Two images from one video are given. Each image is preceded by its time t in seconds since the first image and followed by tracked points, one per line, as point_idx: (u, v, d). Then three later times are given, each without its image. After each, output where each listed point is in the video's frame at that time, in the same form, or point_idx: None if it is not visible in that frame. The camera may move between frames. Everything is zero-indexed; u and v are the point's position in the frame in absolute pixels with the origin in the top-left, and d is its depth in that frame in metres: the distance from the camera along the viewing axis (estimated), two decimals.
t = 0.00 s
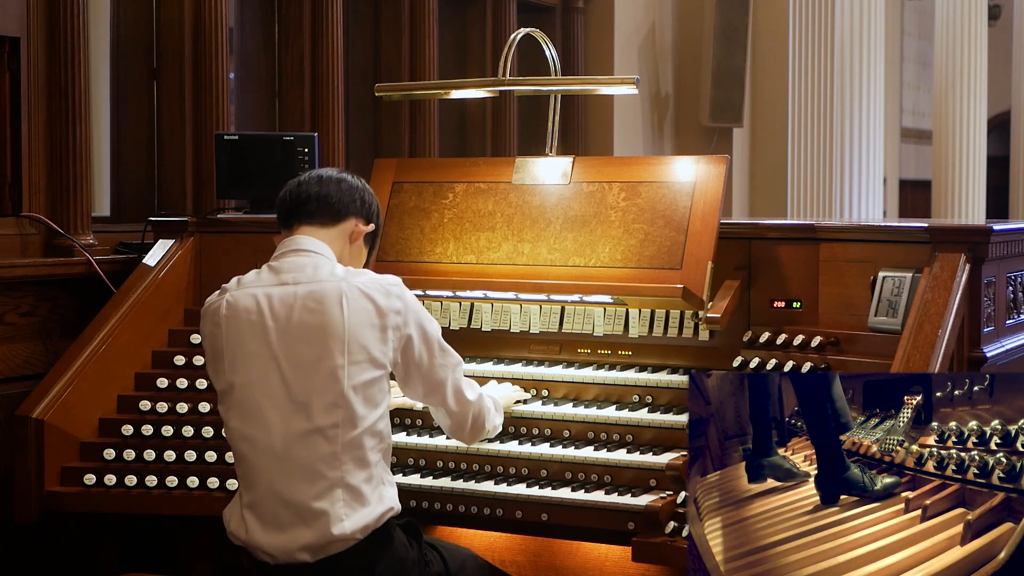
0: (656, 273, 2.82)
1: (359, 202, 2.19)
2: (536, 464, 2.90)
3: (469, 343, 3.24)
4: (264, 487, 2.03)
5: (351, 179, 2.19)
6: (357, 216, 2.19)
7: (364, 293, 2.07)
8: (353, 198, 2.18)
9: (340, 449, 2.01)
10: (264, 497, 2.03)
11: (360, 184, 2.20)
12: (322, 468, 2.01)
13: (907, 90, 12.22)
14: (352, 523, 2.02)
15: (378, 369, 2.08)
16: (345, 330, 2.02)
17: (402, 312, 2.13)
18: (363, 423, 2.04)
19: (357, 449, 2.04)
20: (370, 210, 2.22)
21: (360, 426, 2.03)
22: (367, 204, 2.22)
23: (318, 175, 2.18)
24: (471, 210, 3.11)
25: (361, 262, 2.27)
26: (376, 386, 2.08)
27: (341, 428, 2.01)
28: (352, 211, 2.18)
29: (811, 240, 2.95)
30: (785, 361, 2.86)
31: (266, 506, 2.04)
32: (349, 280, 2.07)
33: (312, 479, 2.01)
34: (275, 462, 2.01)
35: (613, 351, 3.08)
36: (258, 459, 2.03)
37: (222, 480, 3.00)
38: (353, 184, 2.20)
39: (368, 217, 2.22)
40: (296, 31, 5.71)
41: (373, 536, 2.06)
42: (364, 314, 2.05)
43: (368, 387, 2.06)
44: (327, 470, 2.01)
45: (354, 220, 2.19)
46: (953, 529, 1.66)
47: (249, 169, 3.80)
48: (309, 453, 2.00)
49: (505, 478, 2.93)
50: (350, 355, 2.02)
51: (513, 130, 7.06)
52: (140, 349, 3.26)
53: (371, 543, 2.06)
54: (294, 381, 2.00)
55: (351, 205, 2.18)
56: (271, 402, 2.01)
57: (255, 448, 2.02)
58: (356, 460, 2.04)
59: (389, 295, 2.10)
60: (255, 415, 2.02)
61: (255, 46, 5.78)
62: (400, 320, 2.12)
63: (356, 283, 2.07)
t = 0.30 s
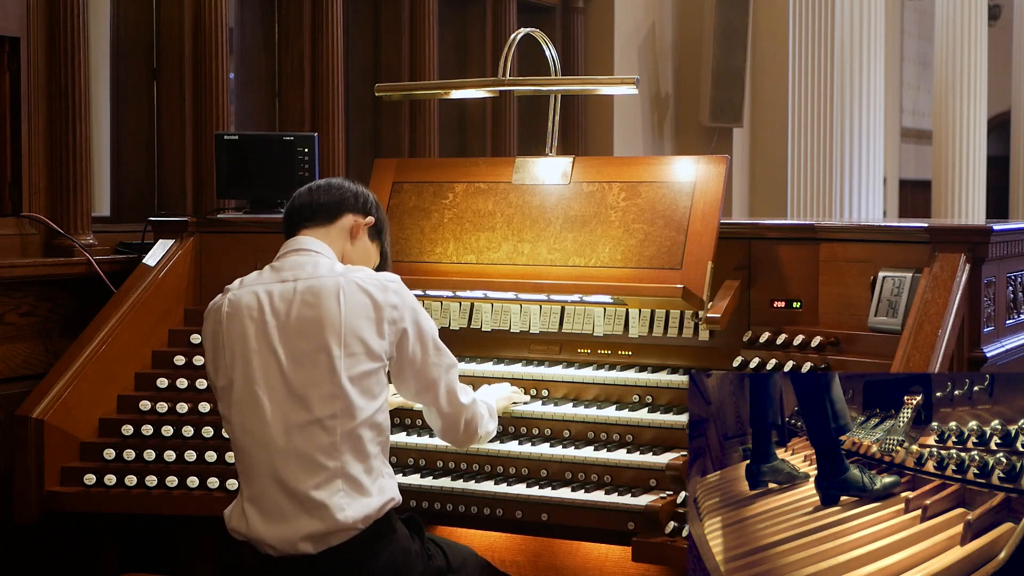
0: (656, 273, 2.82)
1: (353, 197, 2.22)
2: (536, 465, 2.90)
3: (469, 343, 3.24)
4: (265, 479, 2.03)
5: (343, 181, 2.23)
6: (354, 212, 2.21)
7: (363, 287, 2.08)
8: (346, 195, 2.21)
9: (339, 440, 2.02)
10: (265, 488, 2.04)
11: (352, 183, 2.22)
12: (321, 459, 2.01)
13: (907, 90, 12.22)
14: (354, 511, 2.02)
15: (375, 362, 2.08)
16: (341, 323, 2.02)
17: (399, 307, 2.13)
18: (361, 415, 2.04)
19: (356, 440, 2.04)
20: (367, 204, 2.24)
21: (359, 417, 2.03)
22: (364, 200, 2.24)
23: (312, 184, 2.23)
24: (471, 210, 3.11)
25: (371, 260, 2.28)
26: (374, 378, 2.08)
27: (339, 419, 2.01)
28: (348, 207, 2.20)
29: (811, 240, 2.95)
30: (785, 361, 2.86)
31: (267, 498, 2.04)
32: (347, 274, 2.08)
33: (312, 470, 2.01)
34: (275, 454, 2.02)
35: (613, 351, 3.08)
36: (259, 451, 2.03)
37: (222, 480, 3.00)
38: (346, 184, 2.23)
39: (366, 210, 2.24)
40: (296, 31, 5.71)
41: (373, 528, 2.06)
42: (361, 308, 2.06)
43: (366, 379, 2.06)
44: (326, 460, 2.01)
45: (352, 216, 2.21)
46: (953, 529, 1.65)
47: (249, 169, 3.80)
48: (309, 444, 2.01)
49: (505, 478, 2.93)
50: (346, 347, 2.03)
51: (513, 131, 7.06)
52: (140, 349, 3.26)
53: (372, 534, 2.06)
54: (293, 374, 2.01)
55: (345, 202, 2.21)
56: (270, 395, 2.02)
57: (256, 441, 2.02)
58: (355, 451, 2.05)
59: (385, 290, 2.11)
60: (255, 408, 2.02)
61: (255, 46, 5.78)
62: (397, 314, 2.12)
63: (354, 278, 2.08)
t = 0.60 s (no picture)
0: (656, 273, 2.82)
1: (364, 215, 2.26)
2: (536, 464, 2.90)
3: (469, 343, 3.24)
4: (269, 475, 2.06)
5: (358, 195, 2.27)
6: (362, 228, 2.26)
7: (359, 284, 2.10)
8: (359, 209, 2.25)
9: (341, 436, 2.05)
10: (269, 485, 2.07)
11: (366, 200, 2.27)
12: (324, 455, 2.04)
13: (907, 90, 12.23)
14: (359, 505, 2.05)
15: (374, 359, 2.11)
16: (339, 320, 2.06)
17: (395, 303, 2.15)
18: (362, 410, 2.08)
19: (357, 435, 2.07)
20: (375, 225, 2.29)
21: (359, 413, 2.06)
22: (373, 219, 2.29)
23: (328, 189, 2.26)
24: (471, 210, 3.11)
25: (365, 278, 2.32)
26: (373, 374, 2.11)
27: (340, 415, 2.04)
28: (358, 222, 2.25)
29: (811, 240, 2.95)
30: (785, 361, 2.86)
31: (272, 494, 2.07)
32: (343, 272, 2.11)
33: (316, 465, 2.04)
34: (278, 451, 2.04)
35: (613, 351, 3.08)
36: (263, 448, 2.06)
37: (222, 480, 2.99)
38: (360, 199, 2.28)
39: (372, 231, 2.29)
40: (296, 31, 5.71)
41: (380, 522, 2.10)
42: (357, 305, 2.09)
43: (365, 375, 2.09)
44: (329, 455, 2.05)
45: (360, 231, 2.25)
46: (952, 530, 1.65)
47: (249, 169, 3.80)
48: (311, 440, 2.04)
49: (505, 478, 2.94)
50: (345, 344, 2.06)
51: (513, 131, 7.06)
52: (140, 349, 3.26)
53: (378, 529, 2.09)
54: (294, 371, 2.05)
55: (356, 218, 2.25)
56: (272, 393, 2.05)
57: (260, 438, 2.05)
58: (357, 446, 2.08)
59: (381, 287, 2.13)
60: (257, 405, 2.05)
61: (255, 46, 5.78)
62: (393, 310, 2.14)
63: (350, 276, 2.11)
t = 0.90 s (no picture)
0: (656, 273, 2.81)
1: (359, 199, 2.25)
2: (536, 465, 2.90)
3: (470, 343, 3.24)
4: (283, 470, 2.06)
5: (348, 181, 2.26)
6: (360, 211, 2.25)
7: (365, 276, 2.10)
8: (353, 195, 2.24)
9: (353, 430, 2.05)
10: (284, 479, 2.07)
11: (358, 183, 2.25)
12: (336, 448, 2.05)
13: (907, 90, 12.23)
14: (374, 497, 2.06)
15: (383, 352, 2.11)
16: (347, 314, 2.06)
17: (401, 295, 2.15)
18: (373, 404, 2.08)
19: (370, 429, 2.07)
20: (372, 206, 2.28)
21: (371, 407, 2.07)
22: (370, 199, 2.27)
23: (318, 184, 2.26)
24: (471, 210, 3.11)
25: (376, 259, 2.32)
26: (382, 366, 2.11)
27: (351, 409, 2.05)
28: (355, 206, 2.24)
29: (811, 240, 2.95)
30: (785, 361, 2.86)
31: (285, 489, 2.07)
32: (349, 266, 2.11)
33: (329, 460, 2.05)
34: (291, 445, 2.05)
35: (613, 351, 3.07)
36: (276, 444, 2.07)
37: (222, 480, 2.99)
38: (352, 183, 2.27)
39: (372, 212, 2.27)
40: (296, 31, 5.71)
41: (393, 521, 2.10)
42: (365, 298, 2.09)
43: (374, 368, 2.09)
44: (342, 449, 2.05)
45: (358, 215, 2.24)
46: (952, 530, 1.66)
47: (249, 169, 3.79)
48: (323, 434, 2.04)
49: (505, 478, 2.93)
50: (354, 338, 2.06)
51: (513, 131, 7.06)
52: (139, 349, 3.26)
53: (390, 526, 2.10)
54: (305, 367, 2.05)
55: (352, 204, 2.24)
56: (284, 389, 2.06)
57: (272, 433, 2.06)
58: (370, 440, 2.08)
59: (387, 279, 2.12)
60: (269, 401, 2.06)
61: (255, 46, 5.78)
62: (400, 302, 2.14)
63: (356, 269, 2.11)
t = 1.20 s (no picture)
0: (656, 273, 2.81)
1: (386, 195, 2.23)
2: (536, 465, 2.90)
3: (469, 343, 3.24)
4: (292, 463, 2.06)
5: (376, 175, 2.24)
6: (385, 207, 2.24)
7: (384, 274, 2.09)
8: (380, 191, 2.22)
9: (362, 427, 2.04)
10: (292, 472, 2.07)
11: (385, 177, 2.24)
12: (345, 445, 2.04)
13: (907, 90, 12.23)
14: (379, 495, 2.05)
15: (396, 350, 2.10)
16: (362, 311, 2.05)
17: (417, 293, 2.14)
18: (384, 402, 2.07)
19: (379, 427, 2.07)
20: (398, 202, 2.26)
21: (382, 405, 2.06)
22: (397, 196, 2.26)
23: (346, 174, 2.25)
24: (471, 210, 3.11)
25: (397, 255, 2.32)
26: (395, 364, 2.10)
27: (362, 406, 2.04)
28: (380, 202, 2.23)
29: (811, 240, 2.95)
30: (785, 361, 2.86)
31: (293, 483, 2.07)
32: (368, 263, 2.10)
33: (337, 456, 2.05)
34: (301, 440, 2.05)
35: (613, 351, 3.07)
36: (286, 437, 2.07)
37: (222, 480, 2.99)
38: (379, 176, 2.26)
39: (397, 209, 2.26)
40: (296, 31, 5.71)
41: (396, 520, 2.10)
42: (380, 296, 2.08)
43: (387, 366, 2.09)
44: (351, 446, 2.04)
45: (382, 212, 2.24)
46: (952, 530, 1.65)
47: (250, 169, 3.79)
48: (333, 431, 2.04)
49: (505, 478, 2.93)
50: (368, 335, 2.05)
51: (513, 131, 7.06)
52: (140, 349, 3.26)
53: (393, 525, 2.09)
54: (318, 362, 2.05)
55: (378, 200, 2.23)
56: (296, 383, 2.05)
57: (282, 426, 2.06)
58: (379, 438, 2.07)
59: (404, 277, 2.11)
60: (281, 395, 2.05)
61: (255, 46, 5.77)
62: (415, 301, 2.13)
63: (375, 266, 2.10)
